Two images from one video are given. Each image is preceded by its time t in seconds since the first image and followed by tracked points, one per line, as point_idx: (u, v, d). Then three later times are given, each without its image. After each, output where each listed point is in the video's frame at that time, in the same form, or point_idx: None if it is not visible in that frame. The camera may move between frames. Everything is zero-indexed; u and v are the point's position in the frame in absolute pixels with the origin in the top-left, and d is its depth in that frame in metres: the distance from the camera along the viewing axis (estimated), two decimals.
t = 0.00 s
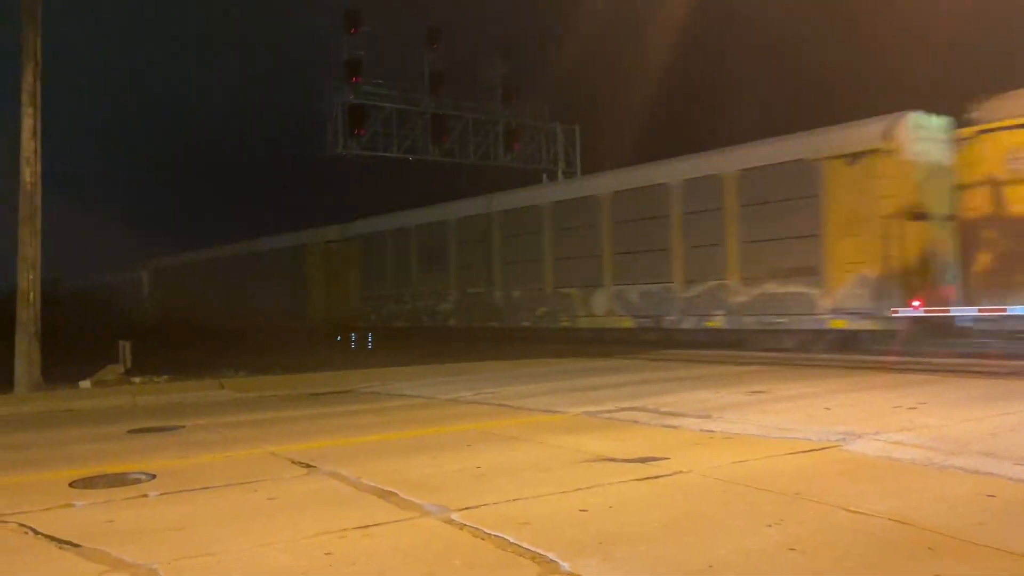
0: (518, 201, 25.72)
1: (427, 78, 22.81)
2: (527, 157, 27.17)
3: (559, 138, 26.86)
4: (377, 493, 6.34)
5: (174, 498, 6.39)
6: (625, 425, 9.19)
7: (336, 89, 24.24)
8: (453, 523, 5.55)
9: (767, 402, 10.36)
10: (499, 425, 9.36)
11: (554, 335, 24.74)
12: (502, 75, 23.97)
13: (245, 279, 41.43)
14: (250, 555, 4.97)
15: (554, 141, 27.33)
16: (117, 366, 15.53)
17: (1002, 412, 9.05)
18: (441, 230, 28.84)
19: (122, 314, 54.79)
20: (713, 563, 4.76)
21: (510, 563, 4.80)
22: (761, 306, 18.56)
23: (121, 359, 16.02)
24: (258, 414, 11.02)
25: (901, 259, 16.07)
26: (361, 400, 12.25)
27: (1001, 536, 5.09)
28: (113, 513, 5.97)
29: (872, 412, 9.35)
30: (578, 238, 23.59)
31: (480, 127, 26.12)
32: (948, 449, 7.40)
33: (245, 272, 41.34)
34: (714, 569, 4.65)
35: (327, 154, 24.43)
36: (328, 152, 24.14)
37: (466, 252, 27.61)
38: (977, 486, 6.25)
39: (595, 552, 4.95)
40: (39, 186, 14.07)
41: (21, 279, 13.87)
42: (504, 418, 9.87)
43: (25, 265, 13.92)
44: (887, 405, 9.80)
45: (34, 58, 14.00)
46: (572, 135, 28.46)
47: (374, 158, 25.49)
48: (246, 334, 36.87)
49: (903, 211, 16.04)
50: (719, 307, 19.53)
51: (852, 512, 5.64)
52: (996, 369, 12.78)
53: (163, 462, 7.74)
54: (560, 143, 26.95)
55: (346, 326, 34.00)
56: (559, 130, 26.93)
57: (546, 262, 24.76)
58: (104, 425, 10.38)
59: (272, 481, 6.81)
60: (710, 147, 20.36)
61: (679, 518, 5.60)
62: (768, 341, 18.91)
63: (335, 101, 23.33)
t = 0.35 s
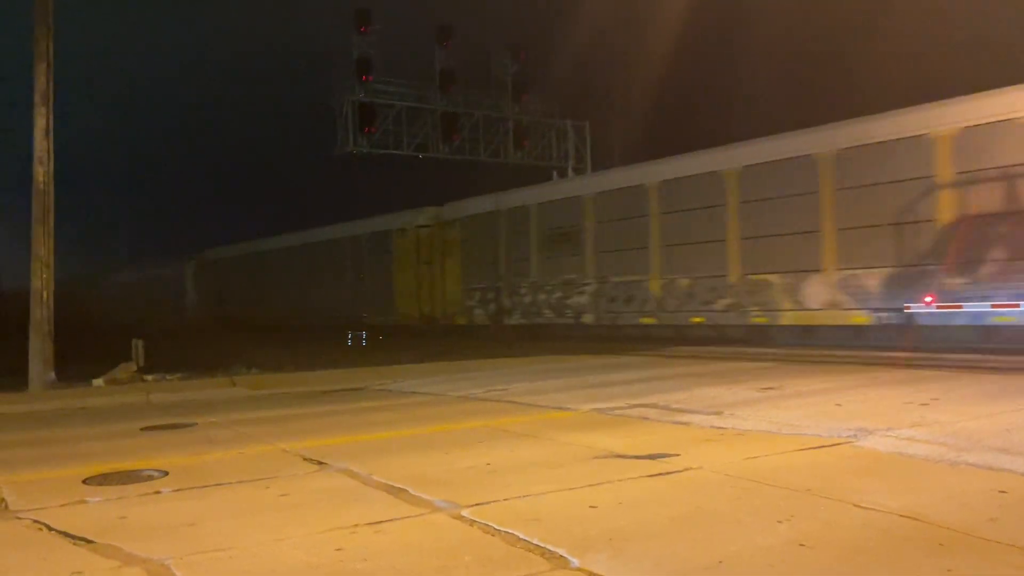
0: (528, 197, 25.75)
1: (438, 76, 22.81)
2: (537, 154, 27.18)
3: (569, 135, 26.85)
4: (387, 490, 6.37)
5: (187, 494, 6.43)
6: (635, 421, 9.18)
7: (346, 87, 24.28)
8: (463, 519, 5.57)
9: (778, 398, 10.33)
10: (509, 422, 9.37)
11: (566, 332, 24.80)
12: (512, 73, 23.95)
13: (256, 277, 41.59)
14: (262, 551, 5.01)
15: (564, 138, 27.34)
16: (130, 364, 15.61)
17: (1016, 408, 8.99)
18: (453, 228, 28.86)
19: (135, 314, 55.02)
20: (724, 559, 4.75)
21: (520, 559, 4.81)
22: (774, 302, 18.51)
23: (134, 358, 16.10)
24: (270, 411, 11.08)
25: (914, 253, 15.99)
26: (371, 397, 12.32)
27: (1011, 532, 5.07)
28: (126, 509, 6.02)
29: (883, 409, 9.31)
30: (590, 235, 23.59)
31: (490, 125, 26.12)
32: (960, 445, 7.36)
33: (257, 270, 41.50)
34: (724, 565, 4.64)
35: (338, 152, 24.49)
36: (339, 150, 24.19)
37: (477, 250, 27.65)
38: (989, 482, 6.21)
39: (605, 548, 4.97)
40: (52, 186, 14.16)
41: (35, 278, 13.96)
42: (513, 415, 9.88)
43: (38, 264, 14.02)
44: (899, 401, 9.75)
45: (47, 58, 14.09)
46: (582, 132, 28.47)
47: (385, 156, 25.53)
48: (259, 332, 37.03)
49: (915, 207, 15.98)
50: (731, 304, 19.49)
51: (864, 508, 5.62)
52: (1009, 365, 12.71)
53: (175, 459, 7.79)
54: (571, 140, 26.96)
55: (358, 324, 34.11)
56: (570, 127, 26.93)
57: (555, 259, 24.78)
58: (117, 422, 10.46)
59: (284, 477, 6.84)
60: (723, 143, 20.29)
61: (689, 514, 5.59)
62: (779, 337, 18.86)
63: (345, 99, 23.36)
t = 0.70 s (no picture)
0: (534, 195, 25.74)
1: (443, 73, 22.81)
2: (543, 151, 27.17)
3: (575, 132, 26.84)
4: (396, 487, 6.39)
5: (197, 492, 6.47)
6: (642, 418, 9.19)
7: (352, 85, 24.29)
8: (472, 516, 5.59)
9: (786, 395, 10.32)
10: (517, 419, 9.39)
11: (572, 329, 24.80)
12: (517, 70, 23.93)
13: (263, 276, 41.69)
14: (272, 547, 5.04)
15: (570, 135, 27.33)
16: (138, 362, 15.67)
17: None
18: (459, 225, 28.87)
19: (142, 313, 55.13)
20: (733, 556, 4.76)
21: (529, 555, 4.83)
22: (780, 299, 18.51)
23: (142, 356, 16.15)
24: (278, 408, 11.12)
25: (921, 249, 15.95)
26: (378, 394, 12.35)
27: (1020, 528, 5.07)
28: (137, 506, 6.05)
29: (891, 405, 9.30)
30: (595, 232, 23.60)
31: (495, 122, 26.11)
32: (968, 441, 7.35)
33: (264, 269, 41.59)
34: (732, 562, 4.65)
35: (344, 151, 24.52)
36: (345, 148, 24.22)
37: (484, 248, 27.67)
38: (998, 479, 6.20)
39: (613, 545, 4.98)
40: (61, 185, 14.23)
41: (44, 277, 14.02)
42: (521, 413, 9.89)
43: (47, 263, 14.08)
44: (907, 398, 9.74)
45: (55, 58, 14.14)
46: (588, 129, 28.45)
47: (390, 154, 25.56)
48: (265, 330, 37.10)
49: (920, 202, 15.94)
50: (737, 300, 19.50)
51: (873, 505, 5.62)
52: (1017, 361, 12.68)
53: (184, 457, 7.82)
54: (576, 137, 26.94)
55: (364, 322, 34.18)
56: (575, 125, 26.92)
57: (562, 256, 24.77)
58: (126, 420, 10.50)
59: (292, 475, 6.87)
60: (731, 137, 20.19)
61: (697, 511, 5.59)
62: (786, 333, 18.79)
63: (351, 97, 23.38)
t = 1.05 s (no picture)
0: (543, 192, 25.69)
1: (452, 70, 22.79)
2: (552, 148, 27.13)
3: (584, 129, 26.80)
4: (409, 484, 6.39)
5: (211, 489, 6.49)
6: (654, 415, 9.17)
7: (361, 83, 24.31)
8: (486, 513, 5.59)
9: (798, 392, 10.29)
10: (529, 416, 9.39)
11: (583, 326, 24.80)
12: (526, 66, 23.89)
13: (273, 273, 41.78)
14: (288, 544, 5.05)
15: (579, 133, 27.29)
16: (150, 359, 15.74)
17: None
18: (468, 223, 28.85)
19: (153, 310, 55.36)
20: (749, 553, 4.75)
21: (544, 552, 4.83)
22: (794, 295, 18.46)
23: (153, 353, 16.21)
24: (290, 405, 11.15)
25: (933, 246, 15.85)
26: (389, 391, 12.36)
27: None
28: (151, 503, 6.07)
29: (904, 402, 9.26)
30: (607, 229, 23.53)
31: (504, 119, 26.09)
32: (983, 438, 7.31)
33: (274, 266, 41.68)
34: (748, 560, 4.64)
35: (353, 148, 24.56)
36: (354, 145, 24.25)
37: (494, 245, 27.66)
38: (1014, 476, 6.16)
39: (629, 541, 4.98)
40: (73, 183, 14.28)
41: (56, 274, 14.08)
42: (532, 410, 9.89)
43: (59, 260, 14.14)
44: (921, 394, 9.69)
45: (66, 56, 14.19)
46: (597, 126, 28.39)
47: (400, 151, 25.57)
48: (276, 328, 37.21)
49: (932, 199, 15.83)
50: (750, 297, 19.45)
51: (887, 502, 5.60)
52: None
53: (197, 454, 7.84)
54: (586, 134, 26.90)
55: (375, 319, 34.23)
56: (585, 122, 26.88)
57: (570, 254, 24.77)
58: (138, 418, 10.54)
59: (306, 472, 6.88)
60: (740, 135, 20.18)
61: (712, 508, 5.58)
62: (800, 330, 18.74)
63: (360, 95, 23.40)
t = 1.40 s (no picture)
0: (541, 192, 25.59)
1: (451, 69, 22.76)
2: (551, 147, 27.12)
3: (583, 128, 26.78)
4: (409, 483, 6.39)
5: (211, 488, 6.47)
6: (654, 415, 9.16)
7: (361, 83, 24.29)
8: (486, 512, 5.58)
9: (798, 391, 10.28)
10: (528, 416, 9.39)
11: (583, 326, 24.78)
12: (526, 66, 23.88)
13: (272, 271, 41.74)
14: (290, 543, 5.06)
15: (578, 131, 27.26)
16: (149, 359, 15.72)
17: None
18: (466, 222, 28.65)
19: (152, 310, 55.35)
20: (750, 552, 4.75)
21: (544, 551, 4.83)
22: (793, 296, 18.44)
23: (152, 353, 16.20)
24: (289, 405, 11.14)
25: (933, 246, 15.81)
26: (390, 391, 12.35)
27: None
28: (152, 503, 6.07)
29: (904, 401, 9.27)
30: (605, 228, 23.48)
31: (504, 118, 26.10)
32: (984, 437, 7.31)
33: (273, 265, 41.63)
34: (750, 559, 4.64)
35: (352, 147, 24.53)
36: (354, 145, 24.23)
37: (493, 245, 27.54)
38: (1014, 474, 6.16)
39: (631, 541, 4.97)
40: (72, 183, 14.27)
41: (55, 273, 14.08)
42: (532, 409, 9.88)
43: (58, 260, 14.13)
44: (921, 394, 9.68)
45: (65, 55, 14.17)
46: (596, 125, 28.38)
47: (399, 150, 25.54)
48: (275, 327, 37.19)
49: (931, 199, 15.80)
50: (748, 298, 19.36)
51: (888, 501, 5.60)
52: None
53: (198, 453, 7.84)
54: (585, 134, 26.88)
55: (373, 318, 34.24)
56: (584, 121, 26.88)
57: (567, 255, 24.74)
58: (137, 417, 10.52)
59: (306, 471, 6.87)
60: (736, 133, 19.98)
61: (713, 507, 5.57)
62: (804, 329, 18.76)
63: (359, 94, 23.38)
